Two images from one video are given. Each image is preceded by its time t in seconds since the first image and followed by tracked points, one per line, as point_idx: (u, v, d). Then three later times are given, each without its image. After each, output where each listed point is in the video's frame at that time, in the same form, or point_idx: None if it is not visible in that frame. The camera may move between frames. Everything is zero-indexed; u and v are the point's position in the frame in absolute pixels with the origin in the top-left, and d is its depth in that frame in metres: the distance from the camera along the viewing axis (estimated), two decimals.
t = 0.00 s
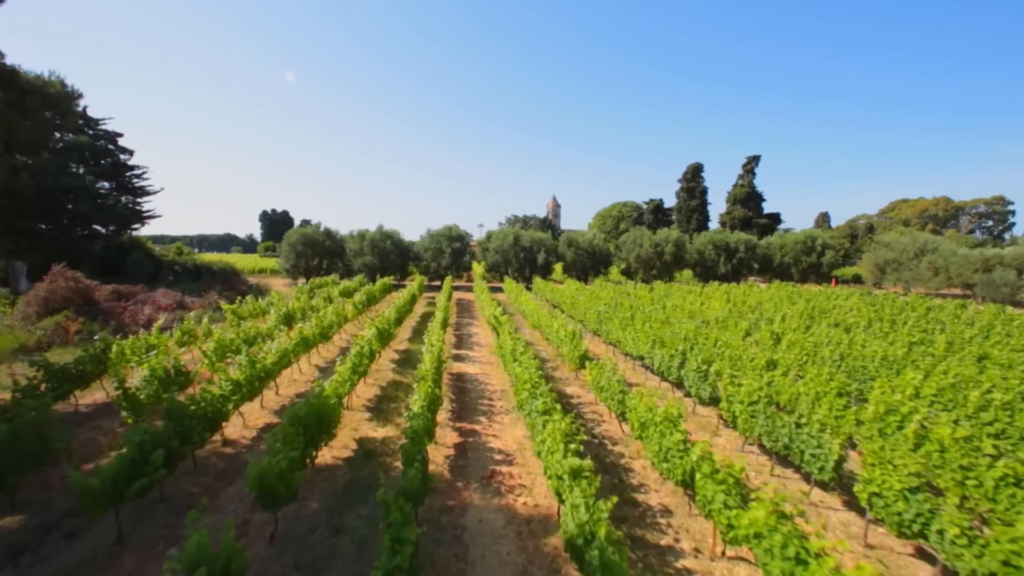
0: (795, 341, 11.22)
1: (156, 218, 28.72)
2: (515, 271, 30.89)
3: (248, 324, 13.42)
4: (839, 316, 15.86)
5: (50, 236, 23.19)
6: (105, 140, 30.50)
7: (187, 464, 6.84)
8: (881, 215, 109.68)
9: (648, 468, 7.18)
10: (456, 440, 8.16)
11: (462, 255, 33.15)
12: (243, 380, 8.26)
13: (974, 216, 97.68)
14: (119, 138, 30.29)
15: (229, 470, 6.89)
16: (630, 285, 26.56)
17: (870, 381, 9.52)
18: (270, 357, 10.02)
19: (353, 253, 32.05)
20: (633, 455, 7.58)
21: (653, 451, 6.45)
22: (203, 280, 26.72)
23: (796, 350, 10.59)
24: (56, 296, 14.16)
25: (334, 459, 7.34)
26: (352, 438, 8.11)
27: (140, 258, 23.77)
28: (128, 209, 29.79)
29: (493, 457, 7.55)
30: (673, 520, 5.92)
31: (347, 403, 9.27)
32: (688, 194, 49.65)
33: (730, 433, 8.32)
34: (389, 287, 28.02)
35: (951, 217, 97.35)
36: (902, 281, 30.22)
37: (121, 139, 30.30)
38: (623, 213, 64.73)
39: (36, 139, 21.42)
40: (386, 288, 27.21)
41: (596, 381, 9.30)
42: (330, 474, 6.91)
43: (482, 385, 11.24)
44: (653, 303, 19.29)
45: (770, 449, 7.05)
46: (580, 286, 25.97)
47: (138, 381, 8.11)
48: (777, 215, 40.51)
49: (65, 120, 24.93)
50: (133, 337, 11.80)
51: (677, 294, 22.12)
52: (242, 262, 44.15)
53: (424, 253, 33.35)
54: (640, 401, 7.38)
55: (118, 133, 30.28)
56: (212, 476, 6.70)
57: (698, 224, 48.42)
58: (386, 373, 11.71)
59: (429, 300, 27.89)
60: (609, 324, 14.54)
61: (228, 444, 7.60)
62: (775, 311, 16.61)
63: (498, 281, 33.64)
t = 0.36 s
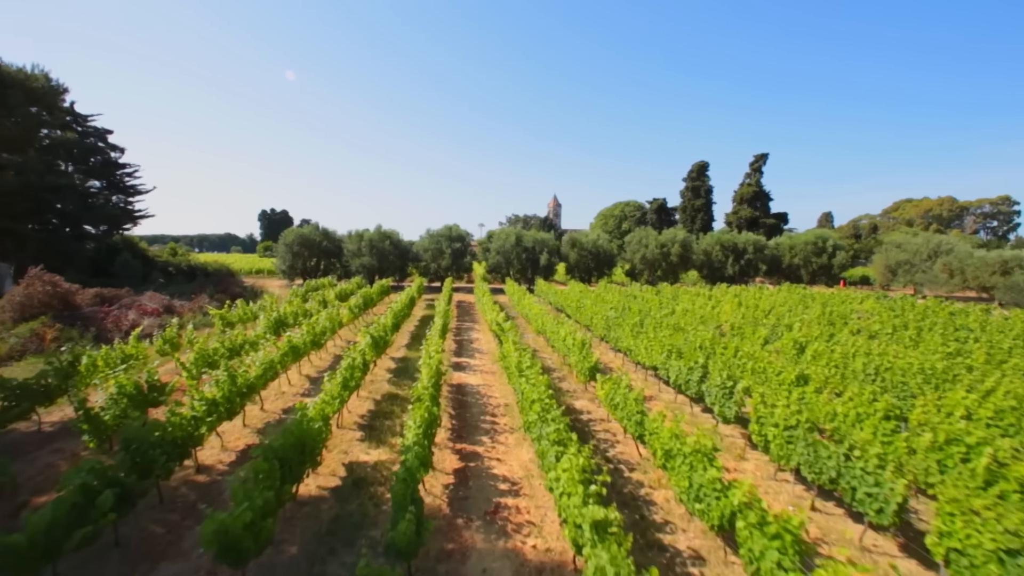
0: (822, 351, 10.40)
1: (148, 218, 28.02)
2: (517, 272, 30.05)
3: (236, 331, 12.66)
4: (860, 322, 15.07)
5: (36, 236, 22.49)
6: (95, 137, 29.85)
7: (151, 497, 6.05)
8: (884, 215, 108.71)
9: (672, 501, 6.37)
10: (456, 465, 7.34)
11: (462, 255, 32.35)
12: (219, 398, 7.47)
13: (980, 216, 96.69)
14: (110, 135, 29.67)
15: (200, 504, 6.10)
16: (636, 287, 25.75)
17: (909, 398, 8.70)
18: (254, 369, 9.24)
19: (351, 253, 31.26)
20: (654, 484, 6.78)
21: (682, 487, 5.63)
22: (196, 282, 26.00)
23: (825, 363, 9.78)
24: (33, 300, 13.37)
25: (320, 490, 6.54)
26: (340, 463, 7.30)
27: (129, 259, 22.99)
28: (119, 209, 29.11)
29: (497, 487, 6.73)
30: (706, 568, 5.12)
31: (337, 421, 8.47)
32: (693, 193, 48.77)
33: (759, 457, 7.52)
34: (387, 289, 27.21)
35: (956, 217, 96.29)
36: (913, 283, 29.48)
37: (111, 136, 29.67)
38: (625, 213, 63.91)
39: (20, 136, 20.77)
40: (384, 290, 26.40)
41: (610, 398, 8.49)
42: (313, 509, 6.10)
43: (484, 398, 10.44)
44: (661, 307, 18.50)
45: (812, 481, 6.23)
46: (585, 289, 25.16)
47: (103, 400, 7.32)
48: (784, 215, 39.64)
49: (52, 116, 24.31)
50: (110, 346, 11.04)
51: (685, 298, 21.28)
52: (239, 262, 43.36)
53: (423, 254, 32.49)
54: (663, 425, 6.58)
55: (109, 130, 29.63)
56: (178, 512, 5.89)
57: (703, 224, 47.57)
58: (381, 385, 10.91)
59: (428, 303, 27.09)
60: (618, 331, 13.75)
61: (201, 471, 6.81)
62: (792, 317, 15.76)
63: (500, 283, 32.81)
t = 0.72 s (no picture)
0: (864, 367, 9.42)
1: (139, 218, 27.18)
2: (520, 274, 29.04)
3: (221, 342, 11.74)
4: (891, 330, 14.07)
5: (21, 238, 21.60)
6: (86, 134, 29.05)
7: (97, 554, 5.08)
8: (889, 215, 107.50)
9: (716, 555, 5.38)
10: (460, 506, 6.36)
11: (463, 257, 31.33)
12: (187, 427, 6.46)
13: (986, 216, 95.44)
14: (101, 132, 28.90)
15: (159, 559, 5.14)
16: (645, 291, 24.75)
17: (970, 422, 7.72)
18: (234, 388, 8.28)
19: (348, 255, 30.35)
20: (692, 532, 5.80)
21: (737, 547, 4.66)
22: (187, 285, 25.10)
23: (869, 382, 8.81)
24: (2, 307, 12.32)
25: (300, 540, 5.56)
26: (327, 503, 6.35)
27: (118, 261, 22.20)
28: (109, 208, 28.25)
29: (508, 535, 5.74)
30: None
31: (325, 450, 7.53)
32: (699, 192, 47.61)
33: (809, 495, 6.54)
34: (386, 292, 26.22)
35: (963, 217, 94.89)
36: (933, 284, 28.55)
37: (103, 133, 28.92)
38: (629, 213, 63.07)
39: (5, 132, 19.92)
40: (383, 293, 25.42)
41: (634, 423, 7.54)
42: (291, 566, 5.14)
43: (490, 418, 9.47)
44: (675, 313, 17.53)
45: (885, 535, 5.25)
46: (592, 293, 24.13)
47: (54, 429, 6.39)
48: (794, 214, 38.64)
49: (41, 112, 23.47)
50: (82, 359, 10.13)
51: (699, 303, 20.23)
52: (234, 264, 42.40)
53: (423, 255, 31.48)
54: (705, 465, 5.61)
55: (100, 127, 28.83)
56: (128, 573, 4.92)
57: (709, 223, 46.51)
58: (376, 403, 9.96)
59: (429, 307, 26.08)
60: (633, 341, 12.78)
61: (163, 516, 5.84)
62: (817, 324, 14.74)
63: (502, 285, 31.80)
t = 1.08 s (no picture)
0: (921, 386, 8.35)
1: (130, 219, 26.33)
2: (525, 276, 28.00)
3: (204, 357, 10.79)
4: (931, 339, 12.97)
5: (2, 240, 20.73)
6: (76, 131, 28.15)
7: None
8: (896, 214, 105.99)
9: None
10: (468, 563, 5.32)
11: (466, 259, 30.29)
12: (147, 465, 5.45)
13: (996, 215, 93.80)
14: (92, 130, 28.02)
15: None
16: (656, 294, 23.68)
17: None
18: (208, 412, 7.28)
19: (347, 257, 29.43)
20: None
21: None
22: (179, 289, 24.20)
23: (931, 404, 7.76)
24: None
25: None
26: (308, 559, 5.32)
27: (102, 264, 21.23)
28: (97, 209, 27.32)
29: None
30: None
31: (311, 489, 6.52)
32: (707, 191, 46.47)
33: (883, 549, 5.47)
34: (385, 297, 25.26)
35: (973, 216, 93.17)
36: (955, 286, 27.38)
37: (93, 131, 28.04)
38: (634, 212, 62.03)
39: None
40: (382, 297, 24.47)
41: (665, 458, 6.49)
42: None
43: (499, 444, 8.44)
44: (691, 320, 16.51)
45: None
46: (601, 296, 23.12)
47: None
48: (806, 214, 37.47)
49: (27, 109, 22.54)
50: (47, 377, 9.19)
51: (715, 309, 19.15)
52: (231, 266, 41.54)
53: (425, 257, 30.44)
54: (769, 524, 4.56)
55: (90, 125, 27.95)
56: None
57: (717, 223, 45.36)
58: (372, 427, 8.96)
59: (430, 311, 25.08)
60: (653, 354, 11.71)
61: None
62: (849, 332, 13.61)
63: (506, 288, 30.77)
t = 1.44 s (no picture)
0: (985, 406, 7.38)
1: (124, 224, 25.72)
2: (529, 280, 27.15)
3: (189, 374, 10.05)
4: (973, 347, 12.00)
5: None
6: (66, 134, 27.50)
7: None
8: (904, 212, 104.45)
9: None
10: None
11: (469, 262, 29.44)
12: (94, 520, 4.60)
13: (1007, 212, 92.10)
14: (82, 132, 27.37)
15: None
16: (666, 298, 22.74)
17: None
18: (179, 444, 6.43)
19: (347, 261, 28.68)
20: None
21: None
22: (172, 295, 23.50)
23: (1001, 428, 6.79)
24: None
25: None
26: None
27: (92, 270, 20.48)
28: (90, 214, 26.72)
29: None
30: None
31: (293, 537, 5.63)
32: (714, 190, 45.50)
33: None
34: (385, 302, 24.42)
35: (983, 213, 91.43)
36: (979, 287, 26.36)
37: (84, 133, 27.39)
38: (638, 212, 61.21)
39: None
40: (382, 303, 23.63)
41: (702, 501, 5.50)
42: None
43: (509, 474, 7.54)
44: (708, 327, 15.60)
45: None
46: (609, 301, 22.18)
47: None
48: (818, 213, 36.38)
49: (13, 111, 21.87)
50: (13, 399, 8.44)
51: (731, 315, 18.18)
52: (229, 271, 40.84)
53: (426, 260, 29.56)
54: None
55: (81, 127, 27.30)
56: None
57: (725, 224, 44.35)
58: (367, 454, 8.08)
59: (431, 316, 24.23)
60: (673, 367, 10.81)
61: None
62: (882, 341, 12.65)
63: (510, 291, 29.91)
